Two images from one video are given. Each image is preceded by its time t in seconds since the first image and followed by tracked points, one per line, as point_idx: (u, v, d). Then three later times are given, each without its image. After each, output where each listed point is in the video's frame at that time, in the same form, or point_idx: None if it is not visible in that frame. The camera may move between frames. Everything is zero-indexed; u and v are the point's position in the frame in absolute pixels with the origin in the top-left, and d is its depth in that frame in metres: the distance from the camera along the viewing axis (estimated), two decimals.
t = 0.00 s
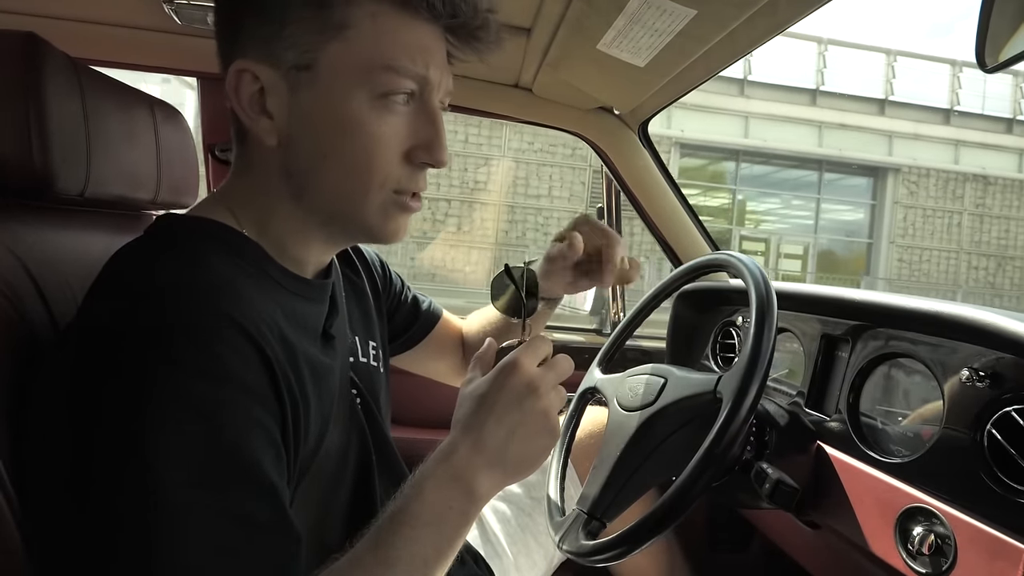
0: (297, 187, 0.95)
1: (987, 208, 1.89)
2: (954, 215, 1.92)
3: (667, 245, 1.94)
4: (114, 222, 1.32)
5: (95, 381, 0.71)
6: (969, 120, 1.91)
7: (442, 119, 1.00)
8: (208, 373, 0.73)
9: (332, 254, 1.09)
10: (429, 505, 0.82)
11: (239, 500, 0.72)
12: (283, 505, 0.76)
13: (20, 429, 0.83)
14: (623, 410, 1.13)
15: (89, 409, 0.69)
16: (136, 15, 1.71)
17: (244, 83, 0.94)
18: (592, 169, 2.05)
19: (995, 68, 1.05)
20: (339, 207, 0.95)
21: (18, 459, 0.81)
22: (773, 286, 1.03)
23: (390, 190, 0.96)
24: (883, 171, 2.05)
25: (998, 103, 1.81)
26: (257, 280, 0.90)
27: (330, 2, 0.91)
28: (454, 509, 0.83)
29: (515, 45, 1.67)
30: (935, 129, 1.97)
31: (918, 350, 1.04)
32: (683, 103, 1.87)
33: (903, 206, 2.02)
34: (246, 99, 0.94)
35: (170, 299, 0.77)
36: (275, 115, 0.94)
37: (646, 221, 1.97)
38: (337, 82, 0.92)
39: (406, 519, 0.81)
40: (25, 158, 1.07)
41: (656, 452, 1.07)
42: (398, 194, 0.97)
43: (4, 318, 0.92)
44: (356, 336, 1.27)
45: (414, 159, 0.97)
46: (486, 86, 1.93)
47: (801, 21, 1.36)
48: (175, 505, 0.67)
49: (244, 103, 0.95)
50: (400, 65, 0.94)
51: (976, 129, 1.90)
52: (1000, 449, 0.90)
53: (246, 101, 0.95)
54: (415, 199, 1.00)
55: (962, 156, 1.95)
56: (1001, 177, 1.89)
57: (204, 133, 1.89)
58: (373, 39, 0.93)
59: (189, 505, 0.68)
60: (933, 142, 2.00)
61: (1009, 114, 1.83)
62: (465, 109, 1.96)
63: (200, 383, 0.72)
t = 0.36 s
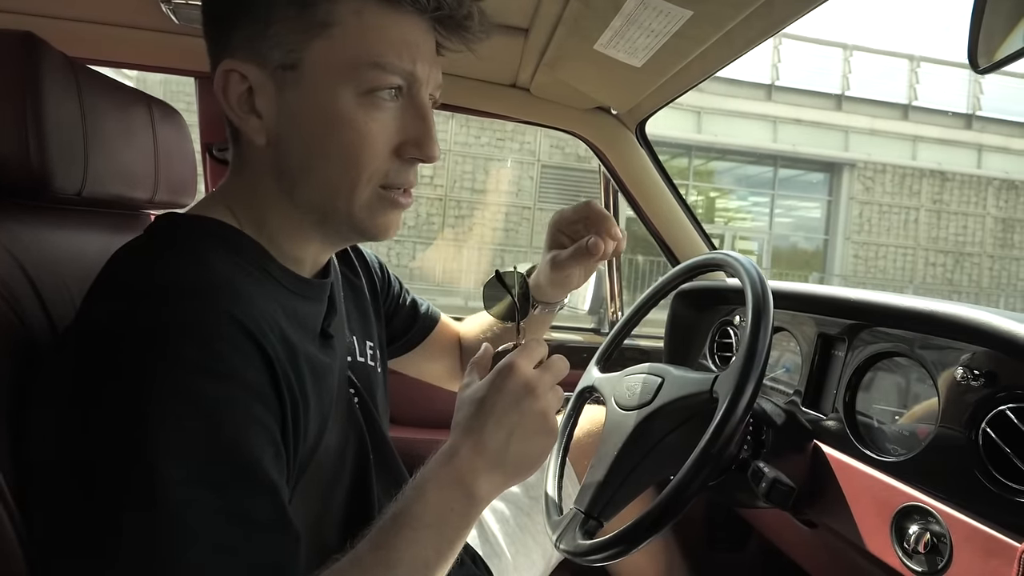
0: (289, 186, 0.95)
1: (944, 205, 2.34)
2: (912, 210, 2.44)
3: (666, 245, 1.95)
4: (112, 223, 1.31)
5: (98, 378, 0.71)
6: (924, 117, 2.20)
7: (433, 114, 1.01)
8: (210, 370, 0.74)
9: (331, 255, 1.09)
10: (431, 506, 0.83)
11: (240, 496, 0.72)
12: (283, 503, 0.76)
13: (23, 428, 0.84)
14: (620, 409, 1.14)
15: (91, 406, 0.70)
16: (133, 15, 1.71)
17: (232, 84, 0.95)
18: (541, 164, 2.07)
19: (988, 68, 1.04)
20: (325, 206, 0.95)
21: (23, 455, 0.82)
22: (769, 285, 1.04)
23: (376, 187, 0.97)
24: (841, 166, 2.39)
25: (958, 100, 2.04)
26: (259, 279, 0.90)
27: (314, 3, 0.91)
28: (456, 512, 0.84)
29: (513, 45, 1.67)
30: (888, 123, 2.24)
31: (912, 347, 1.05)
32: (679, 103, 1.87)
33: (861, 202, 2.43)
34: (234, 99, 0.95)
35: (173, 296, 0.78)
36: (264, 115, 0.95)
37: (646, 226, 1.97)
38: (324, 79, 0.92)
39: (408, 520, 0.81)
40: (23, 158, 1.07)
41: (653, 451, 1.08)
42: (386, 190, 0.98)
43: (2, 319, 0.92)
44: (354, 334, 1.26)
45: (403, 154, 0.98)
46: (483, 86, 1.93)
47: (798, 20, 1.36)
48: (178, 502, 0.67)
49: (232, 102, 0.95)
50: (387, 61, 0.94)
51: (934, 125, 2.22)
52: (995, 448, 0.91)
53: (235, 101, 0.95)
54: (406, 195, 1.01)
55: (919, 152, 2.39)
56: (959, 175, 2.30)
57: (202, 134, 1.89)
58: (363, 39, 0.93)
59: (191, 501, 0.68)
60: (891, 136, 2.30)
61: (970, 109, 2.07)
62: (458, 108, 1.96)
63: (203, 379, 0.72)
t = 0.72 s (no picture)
0: (277, 189, 0.95)
1: (905, 203, 2.13)
2: (872, 210, 2.20)
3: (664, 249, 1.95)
4: (110, 225, 1.31)
5: (85, 383, 0.71)
6: (888, 116, 1.96)
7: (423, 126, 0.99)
8: (201, 375, 0.74)
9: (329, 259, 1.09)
10: (429, 511, 0.83)
11: (231, 502, 0.72)
12: (275, 508, 0.76)
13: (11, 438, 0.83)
14: (619, 413, 1.14)
15: (80, 412, 0.69)
16: (133, 18, 1.71)
17: (228, 88, 0.96)
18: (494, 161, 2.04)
19: (986, 73, 1.05)
20: (304, 209, 0.96)
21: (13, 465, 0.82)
22: (768, 290, 1.04)
23: (354, 193, 0.96)
24: (801, 165, 2.18)
25: (919, 97, 1.78)
26: (250, 285, 0.90)
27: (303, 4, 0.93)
28: (454, 516, 0.84)
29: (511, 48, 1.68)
30: (850, 122, 1.99)
31: (910, 352, 1.05)
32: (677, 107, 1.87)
33: (820, 200, 2.19)
34: (229, 104, 0.97)
35: (163, 301, 0.77)
36: (255, 119, 0.96)
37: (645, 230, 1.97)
38: (309, 81, 0.93)
39: (406, 525, 0.81)
40: (23, 161, 1.07)
41: (652, 455, 1.08)
42: (364, 197, 0.97)
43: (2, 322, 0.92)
44: (351, 338, 1.26)
45: (386, 165, 0.97)
46: (481, 90, 1.93)
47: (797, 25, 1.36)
48: (167, 508, 0.67)
49: (227, 107, 0.97)
50: (367, 66, 0.94)
51: (893, 123, 1.97)
52: (993, 452, 0.91)
53: (230, 105, 0.97)
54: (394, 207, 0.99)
55: (882, 150, 2.09)
56: (920, 173, 2.07)
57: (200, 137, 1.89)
58: (369, 46, 0.94)
59: (180, 507, 0.68)
60: (853, 135, 2.04)
61: (934, 108, 1.80)
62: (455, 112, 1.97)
63: (193, 385, 0.72)
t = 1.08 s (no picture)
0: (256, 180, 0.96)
1: (874, 198, 2.38)
2: (842, 203, 2.40)
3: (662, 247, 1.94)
4: (108, 226, 1.31)
5: (80, 385, 0.71)
6: (858, 109, 2.13)
7: (386, 116, 0.97)
8: (196, 376, 0.74)
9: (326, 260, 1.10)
10: (428, 509, 0.83)
11: (229, 502, 0.72)
12: (272, 508, 0.76)
13: (5, 442, 0.83)
14: (618, 411, 1.14)
15: (75, 414, 0.69)
16: (130, 18, 1.71)
17: (213, 86, 1.02)
18: (452, 157, 2.10)
19: (980, 71, 1.05)
20: (272, 202, 0.96)
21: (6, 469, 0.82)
22: (764, 287, 1.04)
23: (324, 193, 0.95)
24: (765, 159, 2.29)
25: (891, 92, 1.99)
26: (246, 284, 0.91)
27: None
28: (453, 514, 0.84)
29: (509, 47, 1.68)
30: (818, 113, 2.17)
31: (907, 345, 1.05)
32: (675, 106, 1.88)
33: (784, 194, 2.30)
34: (213, 101, 1.02)
35: (158, 302, 0.77)
36: (232, 114, 1.01)
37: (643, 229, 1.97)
38: (304, 80, 0.93)
39: (406, 524, 0.81)
40: (19, 162, 1.07)
41: (651, 452, 1.08)
42: (339, 200, 0.95)
43: None
44: (350, 337, 1.26)
45: (347, 159, 0.95)
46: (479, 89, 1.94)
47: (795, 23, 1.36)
48: (165, 508, 0.67)
49: (212, 105, 1.02)
50: (319, 55, 0.93)
51: (863, 116, 2.18)
52: (990, 447, 0.91)
53: (213, 101, 1.02)
54: (365, 206, 0.97)
55: (849, 145, 2.35)
56: (888, 167, 2.38)
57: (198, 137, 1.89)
58: (334, 37, 0.94)
59: (178, 506, 0.68)
60: (817, 129, 2.26)
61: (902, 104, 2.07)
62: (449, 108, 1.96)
63: (188, 386, 0.72)
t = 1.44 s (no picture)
0: (274, 183, 0.96)
1: (846, 197, 1.94)
2: (810, 203, 1.96)
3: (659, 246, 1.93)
4: (108, 225, 1.32)
5: (82, 386, 0.71)
6: (829, 108, 1.85)
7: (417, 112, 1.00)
8: (198, 376, 0.74)
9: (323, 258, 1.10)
10: (428, 508, 0.83)
11: (230, 501, 0.72)
12: (274, 507, 0.76)
13: (6, 442, 0.83)
14: (615, 411, 1.14)
15: (76, 414, 0.69)
16: (129, 18, 1.71)
17: (220, 82, 0.97)
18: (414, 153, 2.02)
19: (978, 74, 1.06)
20: (304, 200, 0.96)
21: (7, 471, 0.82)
22: (763, 291, 1.04)
23: (363, 185, 0.97)
24: (734, 158, 1.99)
25: (860, 91, 1.75)
26: (246, 283, 0.91)
27: None
28: (454, 514, 0.84)
29: (508, 48, 1.68)
30: (791, 115, 1.90)
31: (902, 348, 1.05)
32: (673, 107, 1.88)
33: (755, 193, 1.97)
34: (222, 97, 0.97)
35: (160, 303, 0.78)
36: (247, 112, 0.97)
37: (641, 229, 1.97)
38: (305, 79, 0.94)
39: (406, 524, 0.82)
40: (19, 162, 1.07)
41: (648, 453, 1.08)
42: (374, 190, 0.98)
43: None
44: (350, 335, 1.27)
45: (387, 153, 0.98)
46: (477, 90, 1.94)
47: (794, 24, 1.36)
48: (168, 509, 0.67)
49: (219, 100, 0.98)
50: (363, 54, 0.95)
51: (834, 116, 1.85)
52: (987, 449, 0.92)
53: (221, 98, 0.98)
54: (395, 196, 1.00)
55: (820, 142, 1.92)
56: (859, 166, 1.93)
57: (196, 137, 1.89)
58: (355, 33, 0.95)
59: (180, 507, 0.68)
60: (791, 129, 1.92)
61: (874, 101, 1.76)
62: (448, 111, 1.98)
63: (191, 386, 0.73)
